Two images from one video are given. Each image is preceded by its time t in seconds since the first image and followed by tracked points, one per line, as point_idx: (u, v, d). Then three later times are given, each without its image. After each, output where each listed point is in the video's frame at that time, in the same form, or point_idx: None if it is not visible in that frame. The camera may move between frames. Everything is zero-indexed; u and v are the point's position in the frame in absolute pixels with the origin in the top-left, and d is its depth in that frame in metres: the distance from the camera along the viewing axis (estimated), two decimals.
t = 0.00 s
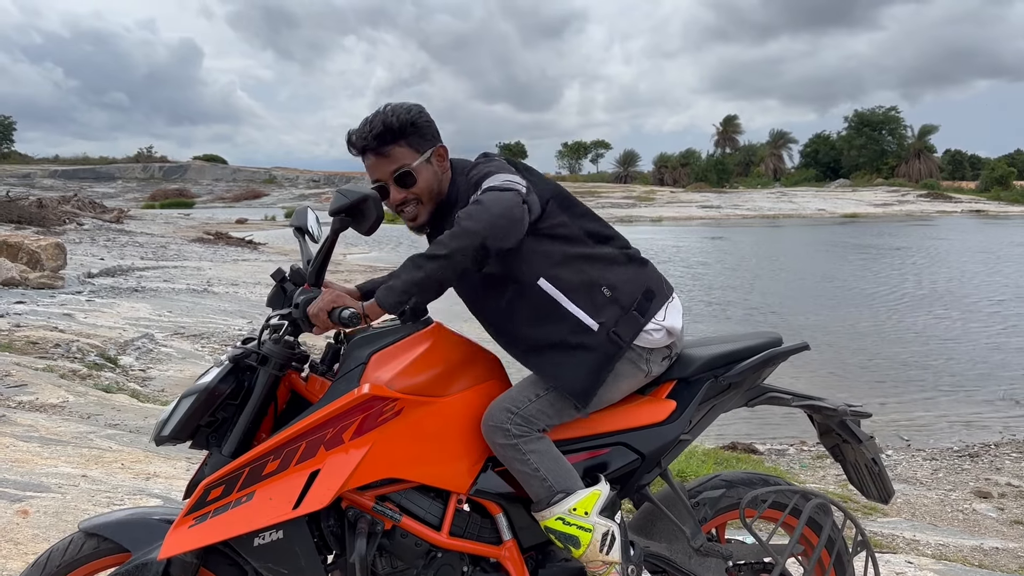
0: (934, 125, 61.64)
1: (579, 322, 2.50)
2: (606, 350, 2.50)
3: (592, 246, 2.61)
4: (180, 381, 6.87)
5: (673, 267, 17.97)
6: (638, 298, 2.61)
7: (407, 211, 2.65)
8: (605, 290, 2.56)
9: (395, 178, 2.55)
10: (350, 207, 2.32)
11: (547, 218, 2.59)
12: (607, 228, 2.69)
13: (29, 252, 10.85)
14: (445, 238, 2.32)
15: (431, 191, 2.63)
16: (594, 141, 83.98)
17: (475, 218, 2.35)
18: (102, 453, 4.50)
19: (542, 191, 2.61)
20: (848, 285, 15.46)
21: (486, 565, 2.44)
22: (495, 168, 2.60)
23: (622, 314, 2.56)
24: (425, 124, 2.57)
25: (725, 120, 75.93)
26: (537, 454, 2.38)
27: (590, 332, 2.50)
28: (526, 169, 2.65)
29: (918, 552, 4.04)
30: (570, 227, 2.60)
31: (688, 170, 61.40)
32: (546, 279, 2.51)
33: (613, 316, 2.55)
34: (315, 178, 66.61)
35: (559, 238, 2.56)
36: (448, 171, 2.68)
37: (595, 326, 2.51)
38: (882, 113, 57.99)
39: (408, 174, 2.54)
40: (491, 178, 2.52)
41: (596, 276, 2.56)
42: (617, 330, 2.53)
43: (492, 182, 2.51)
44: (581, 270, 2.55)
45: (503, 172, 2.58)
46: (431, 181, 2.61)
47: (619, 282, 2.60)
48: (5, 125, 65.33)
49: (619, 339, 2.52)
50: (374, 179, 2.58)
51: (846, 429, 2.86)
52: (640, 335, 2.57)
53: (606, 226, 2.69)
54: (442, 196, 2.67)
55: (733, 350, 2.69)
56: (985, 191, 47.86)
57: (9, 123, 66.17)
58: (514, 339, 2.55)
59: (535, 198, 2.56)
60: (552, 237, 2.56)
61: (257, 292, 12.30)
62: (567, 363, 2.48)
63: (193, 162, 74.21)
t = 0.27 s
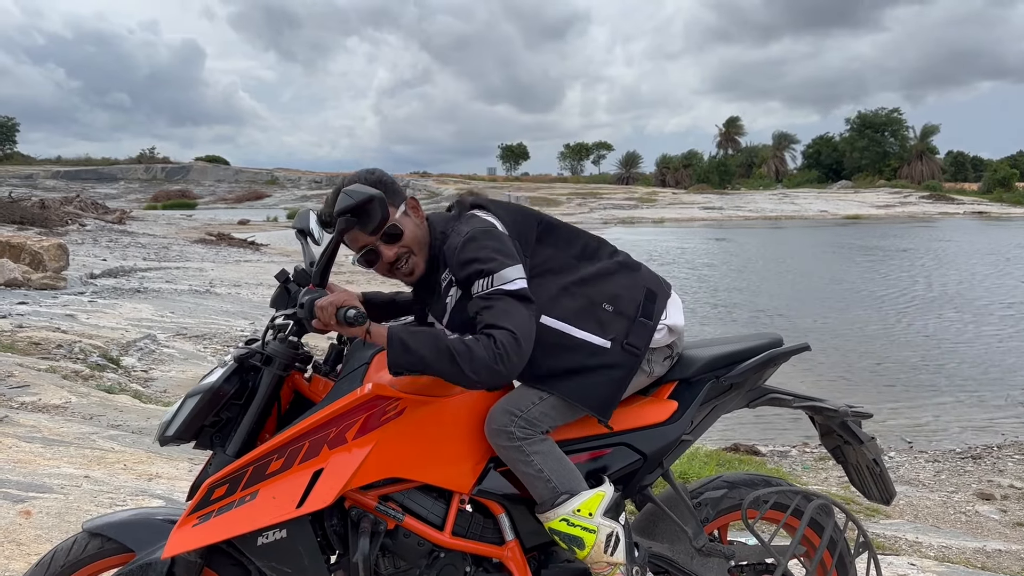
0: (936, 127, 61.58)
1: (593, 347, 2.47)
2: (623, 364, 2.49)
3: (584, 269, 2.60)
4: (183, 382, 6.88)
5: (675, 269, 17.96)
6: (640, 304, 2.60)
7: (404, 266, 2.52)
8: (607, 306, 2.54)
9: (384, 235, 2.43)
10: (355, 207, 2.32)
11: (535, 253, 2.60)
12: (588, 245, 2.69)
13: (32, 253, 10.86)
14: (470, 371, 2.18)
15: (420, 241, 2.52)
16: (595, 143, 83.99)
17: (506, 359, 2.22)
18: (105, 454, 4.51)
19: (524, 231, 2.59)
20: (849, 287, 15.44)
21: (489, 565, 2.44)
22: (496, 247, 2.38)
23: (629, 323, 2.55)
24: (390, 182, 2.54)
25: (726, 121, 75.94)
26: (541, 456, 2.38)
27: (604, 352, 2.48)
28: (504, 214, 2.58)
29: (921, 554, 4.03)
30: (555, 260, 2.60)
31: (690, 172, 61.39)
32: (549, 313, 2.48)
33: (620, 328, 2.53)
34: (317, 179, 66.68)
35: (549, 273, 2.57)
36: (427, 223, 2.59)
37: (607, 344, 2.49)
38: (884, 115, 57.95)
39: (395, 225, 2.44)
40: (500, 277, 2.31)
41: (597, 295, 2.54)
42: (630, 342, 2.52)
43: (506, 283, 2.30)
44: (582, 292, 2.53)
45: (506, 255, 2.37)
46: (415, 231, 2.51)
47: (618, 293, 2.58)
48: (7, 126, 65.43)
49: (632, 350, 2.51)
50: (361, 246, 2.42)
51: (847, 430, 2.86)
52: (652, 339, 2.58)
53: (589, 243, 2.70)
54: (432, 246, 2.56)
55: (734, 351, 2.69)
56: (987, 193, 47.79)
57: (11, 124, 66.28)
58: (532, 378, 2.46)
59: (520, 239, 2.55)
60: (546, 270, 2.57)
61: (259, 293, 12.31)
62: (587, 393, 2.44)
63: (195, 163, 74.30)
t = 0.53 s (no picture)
0: (939, 129, 61.50)
1: (592, 339, 2.48)
2: (623, 355, 2.50)
3: (582, 262, 2.60)
4: (185, 383, 6.88)
5: (677, 271, 17.95)
6: (638, 297, 2.61)
7: (412, 258, 2.54)
8: (607, 299, 2.55)
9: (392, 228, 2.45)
10: (356, 205, 2.31)
11: (534, 243, 2.60)
12: (587, 238, 2.69)
13: (35, 254, 10.88)
14: (473, 357, 2.21)
15: (427, 230, 2.55)
16: (598, 145, 83.97)
17: (507, 344, 2.23)
18: (108, 455, 4.51)
19: (523, 222, 2.60)
20: (852, 289, 15.42)
21: (491, 564, 2.44)
22: (496, 234, 2.41)
23: (627, 315, 2.55)
24: (391, 179, 2.58)
25: (729, 122, 75.91)
26: (543, 453, 2.38)
27: (603, 344, 2.49)
28: (502, 205, 2.59)
29: (924, 556, 4.02)
30: (554, 251, 2.61)
31: (692, 173, 61.36)
32: (549, 304, 2.48)
33: (619, 320, 2.54)
34: (319, 181, 66.73)
35: (548, 265, 2.57)
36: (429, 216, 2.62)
37: (607, 335, 2.50)
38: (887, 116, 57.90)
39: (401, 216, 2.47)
40: (501, 262, 2.33)
41: (596, 288, 2.55)
42: (629, 334, 2.52)
43: (507, 268, 2.33)
44: (582, 285, 2.54)
45: (506, 241, 2.39)
46: (422, 222, 2.54)
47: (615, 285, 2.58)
48: (11, 127, 65.58)
49: (632, 341, 2.52)
50: (368, 242, 2.43)
51: (848, 430, 2.86)
52: (652, 331, 2.58)
53: (587, 236, 2.70)
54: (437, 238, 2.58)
55: (735, 350, 2.69)
56: (990, 195, 47.71)
57: (14, 125, 66.41)
58: (532, 368, 2.45)
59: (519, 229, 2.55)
60: (545, 262, 2.57)
61: (262, 295, 12.32)
62: (585, 385, 2.45)
63: (198, 164, 74.38)
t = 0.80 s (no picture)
0: (941, 131, 61.45)
1: (595, 338, 2.48)
2: (625, 354, 2.50)
3: (586, 261, 2.60)
4: (188, 384, 6.89)
5: (680, 273, 17.95)
6: (640, 296, 2.61)
7: (414, 262, 2.53)
8: (609, 298, 2.55)
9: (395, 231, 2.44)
10: (359, 205, 2.32)
11: (538, 243, 2.60)
12: (591, 237, 2.68)
13: (38, 255, 10.90)
14: (476, 358, 2.21)
15: (430, 236, 2.54)
16: (600, 147, 83.99)
17: (510, 345, 2.24)
18: (111, 456, 4.52)
19: (526, 221, 2.60)
20: (855, 291, 15.42)
21: (494, 564, 2.44)
22: (500, 234, 2.42)
23: (630, 313, 2.56)
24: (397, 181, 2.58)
25: (730, 124, 75.91)
26: (546, 452, 2.38)
27: (606, 342, 2.49)
28: (505, 205, 2.60)
29: (926, 558, 4.02)
30: (558, 249, 2.61)
31: (694, 175, 61.35)
32: (553, 302, 2.49)
33: (622, 318, 2.54)
34: (321, 182, 66.81)
35: (552, 263, 2.57)
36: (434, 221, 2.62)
37: (610, 333, 2.50)
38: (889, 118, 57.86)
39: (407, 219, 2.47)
40: (504, 262, 2.34)
41: (599, 286, 2.55)
42: (632, 332, 2.53)
43: (509, 269, 2.34)
44: (585, 284, 2.54)
45: (510, 243, 2.40)
46: (426, 227, 2.54)
47: (618, 284, 2.59)
48: (13, 128, 65.72)
49: (635, 338, 2.52)
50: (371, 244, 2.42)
51: (850, 431, 2.86)
52: (654, 329, 2.59)
53: (591, 236, 2.69)
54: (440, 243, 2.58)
55: (737, 350, 2.69)
56: (992, 197, 47.64)
57: (17, 126, 66.55)
58: (536, 368, 2.45)
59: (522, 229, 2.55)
60: (549, 261, 2.57)
61: (264, 296, 12.33)
62: (590, 382, 2.45)
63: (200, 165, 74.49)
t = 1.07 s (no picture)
0: (943, 133, 61.39)
1: (598, 337, 2.49)
2: (629, 354, 2.50)
3: (591, 260, 2.61)
4: (189, 385, 6.89)
5: (681, 274, 17.94)
6: (645, 297, 2.61)
7: (420, 250, 2.57)
8: (614, 298, 2.55)
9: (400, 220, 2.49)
10: (362, 207, 2.32)
11: (544, 240, 2.60)
12: (597, 236, 2.68)
13: (39, 256, 10.92)
14: (479, 353, 2.22)
15: (437, 226, 2.57)
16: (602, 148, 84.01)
17: (512, 340, 2.25)
18: (113, 457, 4.52)
19: (532, 219, 2.60)
20: (856, 292, 15.40)
21: (496, 566, 2.44)
22: (506, 228, 2.42)
23: (634, 314, 2.56)
24: (410, 170, 2.61)
25: (732, 125, 75.89)
26: (548, 455, 2.38)
27: (609, 342, 2.49)
28: (513, 202, 2.60)
29: (928, 560, 4.02)
30: (564, 247, 2.61)
31: (696, 177, 61.34)
32: (557, 300, 2.49)
33: (626, 319, 2.54)
34: (323, 183, 66.84)
35: (558, 261, 2.57)
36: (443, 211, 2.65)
37: (613, 334, 2.50)
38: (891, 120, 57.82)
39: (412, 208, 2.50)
40: (509, 256, 2.35)
41: (604, 286, 2.56)
42: (636, 333, 2.53)
43: (515, 263, 2.34)
44: (590, 283, 2.54)
45: (515, 237, 2.41)
46: (434, 216, 2.57)
47: (622, 284, 2.59)
48: (15, 129, 65.82)
49: (639, 340, 2.52)
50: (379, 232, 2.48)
51: (852, 432, 2.86)
52: (658, 332, 2.59)
53: (598, 235, 2.69)
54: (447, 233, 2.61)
55: (740, 352, 2.69)
56: (994, 199, 47.59)
57: (19, 127, 66.65)
58: (539, 365, 2.46)
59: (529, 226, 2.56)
60: (554, 258, 2.57)
61: (265, 297, 12.34)
62: (592, 380, 2.46)
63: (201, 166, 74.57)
